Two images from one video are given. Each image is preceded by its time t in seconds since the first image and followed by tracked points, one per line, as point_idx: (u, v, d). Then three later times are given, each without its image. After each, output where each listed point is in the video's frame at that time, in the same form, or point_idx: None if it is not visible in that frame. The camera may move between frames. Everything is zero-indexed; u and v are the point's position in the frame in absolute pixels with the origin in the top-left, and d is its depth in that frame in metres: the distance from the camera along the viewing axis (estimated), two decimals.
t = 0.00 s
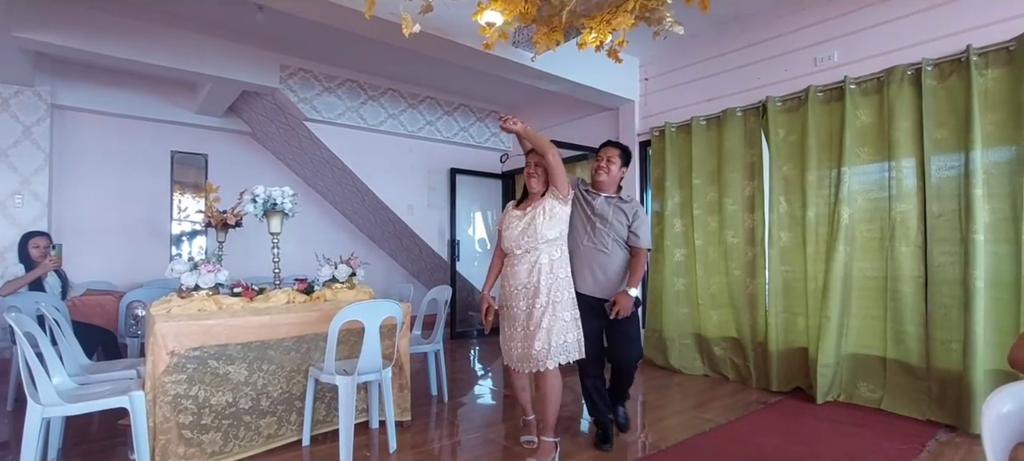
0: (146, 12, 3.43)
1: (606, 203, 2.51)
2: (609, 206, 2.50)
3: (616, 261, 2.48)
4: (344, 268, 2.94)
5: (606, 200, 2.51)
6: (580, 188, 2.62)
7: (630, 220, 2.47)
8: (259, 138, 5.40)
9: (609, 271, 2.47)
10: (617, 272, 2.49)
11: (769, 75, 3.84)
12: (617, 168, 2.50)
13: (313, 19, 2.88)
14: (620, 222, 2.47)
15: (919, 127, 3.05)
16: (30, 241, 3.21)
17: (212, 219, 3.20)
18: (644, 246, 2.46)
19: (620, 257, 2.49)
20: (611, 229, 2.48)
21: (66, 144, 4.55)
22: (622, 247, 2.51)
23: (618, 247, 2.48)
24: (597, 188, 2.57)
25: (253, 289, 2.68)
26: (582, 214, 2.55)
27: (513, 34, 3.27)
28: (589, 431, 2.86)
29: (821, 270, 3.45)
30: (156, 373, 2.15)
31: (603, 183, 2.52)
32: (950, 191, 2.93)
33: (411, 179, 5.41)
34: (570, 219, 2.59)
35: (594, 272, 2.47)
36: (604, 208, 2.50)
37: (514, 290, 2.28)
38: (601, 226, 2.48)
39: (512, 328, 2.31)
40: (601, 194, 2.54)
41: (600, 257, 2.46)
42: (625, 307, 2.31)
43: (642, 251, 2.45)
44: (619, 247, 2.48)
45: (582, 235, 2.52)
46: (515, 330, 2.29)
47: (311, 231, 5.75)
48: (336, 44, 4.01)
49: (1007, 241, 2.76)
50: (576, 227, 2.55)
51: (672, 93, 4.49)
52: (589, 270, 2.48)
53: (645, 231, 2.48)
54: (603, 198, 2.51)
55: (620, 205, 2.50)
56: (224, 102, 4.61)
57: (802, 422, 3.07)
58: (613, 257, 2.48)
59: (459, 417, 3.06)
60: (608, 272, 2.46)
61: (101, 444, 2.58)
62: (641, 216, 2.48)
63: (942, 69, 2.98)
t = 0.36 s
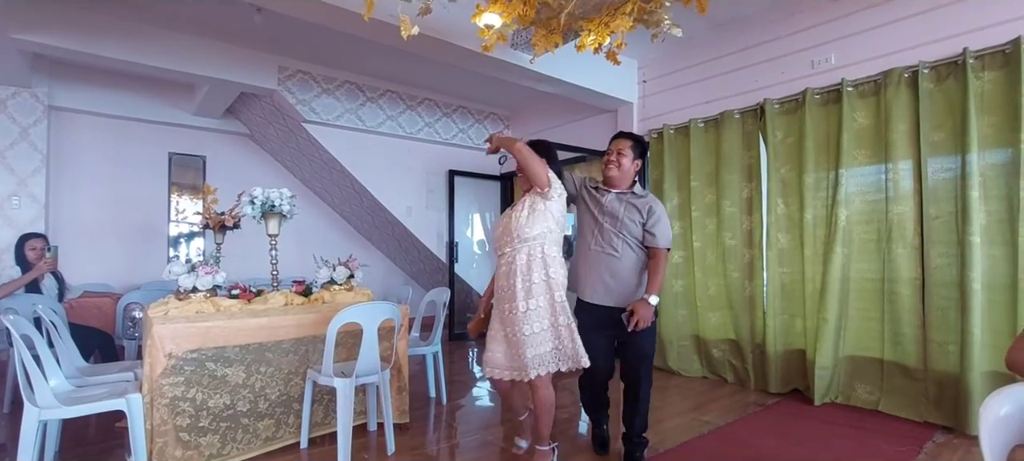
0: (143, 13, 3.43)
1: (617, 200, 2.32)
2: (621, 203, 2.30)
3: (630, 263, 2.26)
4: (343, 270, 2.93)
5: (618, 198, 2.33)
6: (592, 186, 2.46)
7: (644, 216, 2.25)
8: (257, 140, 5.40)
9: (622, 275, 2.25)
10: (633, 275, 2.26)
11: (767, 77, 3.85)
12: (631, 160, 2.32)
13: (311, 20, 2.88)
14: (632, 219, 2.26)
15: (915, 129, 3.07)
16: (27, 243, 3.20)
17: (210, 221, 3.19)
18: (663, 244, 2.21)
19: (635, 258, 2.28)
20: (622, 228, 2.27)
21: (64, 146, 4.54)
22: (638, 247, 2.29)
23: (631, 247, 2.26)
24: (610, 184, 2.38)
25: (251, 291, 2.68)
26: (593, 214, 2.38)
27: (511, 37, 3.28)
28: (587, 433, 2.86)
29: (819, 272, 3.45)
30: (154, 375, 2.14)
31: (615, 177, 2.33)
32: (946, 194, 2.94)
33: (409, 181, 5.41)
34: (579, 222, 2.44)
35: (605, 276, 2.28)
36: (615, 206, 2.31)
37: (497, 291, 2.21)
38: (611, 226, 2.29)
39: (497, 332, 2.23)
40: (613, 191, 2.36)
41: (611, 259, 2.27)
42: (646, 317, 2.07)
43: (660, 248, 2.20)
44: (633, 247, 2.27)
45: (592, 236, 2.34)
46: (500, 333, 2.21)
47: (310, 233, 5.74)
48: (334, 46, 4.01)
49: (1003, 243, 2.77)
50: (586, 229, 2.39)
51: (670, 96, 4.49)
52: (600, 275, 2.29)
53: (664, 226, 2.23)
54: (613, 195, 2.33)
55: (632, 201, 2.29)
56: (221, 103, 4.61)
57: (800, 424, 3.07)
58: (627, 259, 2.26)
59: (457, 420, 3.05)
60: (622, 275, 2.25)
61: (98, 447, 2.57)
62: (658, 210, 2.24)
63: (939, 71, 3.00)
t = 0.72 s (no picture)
0: (140, 16, 3.42)
1: (616, 196, 2.03)
2: (620, 197, 2.02)
3: (626, 263, 1.97)
4: (339, 273, 2.92)
5: (618, 190, 2.04)
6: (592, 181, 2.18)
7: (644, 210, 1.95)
8: (254, 143, 5.40)
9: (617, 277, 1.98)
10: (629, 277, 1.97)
11: (763, 81, 3.87)
12: (632, 148, 2.03)
13: (307, 24, 2.88)
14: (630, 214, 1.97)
15: (910, 133, 3.08)
16: (22, 247, 3.19)
17: (207, 224, 3.19)
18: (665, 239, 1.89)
19: (632, 260, 1.98)
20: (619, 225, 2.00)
21: (59, 149, 4.53)
22: (638, 246, 1.99)
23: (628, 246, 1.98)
24: (608, 176, 2.10)
25: (247, 294, 2.67)
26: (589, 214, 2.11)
27: (508, 40, 3.29)
28: (584, 436, 2.86)
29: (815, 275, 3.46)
30: (149, 379, 2.13)
31: (613, 167, 2.05)
32: (941, 196, 2.96)
33: (406, 184, 5.42)
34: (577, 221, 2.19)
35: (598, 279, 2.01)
36: (614, 202, 2.03)
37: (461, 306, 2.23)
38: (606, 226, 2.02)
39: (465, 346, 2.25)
40: (613, 183, 2.08)
41: (604, 260, 1.99)
42: (622, 315, 1.80)
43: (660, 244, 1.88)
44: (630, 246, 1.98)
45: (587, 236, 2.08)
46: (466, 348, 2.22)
47: (307, 236, 5.74)
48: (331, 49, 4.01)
49: (998, 246, 2.79)
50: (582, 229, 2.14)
51: (667, 99, 4.51)
52: (592, 279, 2.02)
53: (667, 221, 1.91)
54: (612, 189, 2.04)
55: (631, 194, 2.00)
56: (218, 106, 4.60)
57: (796, 427, 3.08)
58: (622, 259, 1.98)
59: (454, 423, 3.05)
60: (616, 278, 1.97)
61: (93, 451, 2.56)
62: (660, 203, 1.93)
63: (933, 75, 3.01)
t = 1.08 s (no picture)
0: (136, 18, 3.43)
1: (606, 188, 1.64)
2: (612, 189, 1.62)
3: (632, 271, 1.56)
4: (336, 275, 2.93)
5: (610, 182, 1.65)
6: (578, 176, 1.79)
7: (643, 201, 1.55)
8: (250, 145, 5.39)
9: (627, 290, 1.55)
10: (640, 287, 1.56)
11: (757, 84, 3.90)
12: (621, 133, 1.65)
13: (303, 27, 2.89)
14: (627, 208, 1.56)
15: (902, 135, 3.11)
16: (16, 249, 3.19)
17: (202, 226, 3.19)
18: (679, 236, 1.50)
19: (638, 265, 1.57)
20: (614, 224, 1.58)
21: (55, 151, 4.52)
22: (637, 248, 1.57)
23: (633, 248, 1.56)
24: (599, 167, 1.71)
25: (243, 296, 2.67)
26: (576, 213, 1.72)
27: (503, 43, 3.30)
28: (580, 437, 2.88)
29: (809, 276, 3.49)
30: (145, 381, 2.13)
31: (603, 158, 1.66)
32: (933, 198, 2.99)
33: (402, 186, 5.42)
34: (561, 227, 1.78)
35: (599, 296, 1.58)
36: (603, 196, 1.64)
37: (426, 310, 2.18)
38: (595, 226, 1.62)
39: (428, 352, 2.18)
40: (603, 175, 1.69)
41: (603, 271, 1.58)
42: (678, 343, 1.44)
43: (676, 243, 1.50)
44: (633, 248, 1.57)
45: (577, 243, 1.65)
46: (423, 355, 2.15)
47: (303, 238, 5.73)
48: (326, 51, 4.01)
49: (989, 247, 2.82)
50: (568, 235, 1.71)
51: (662, 101, 4.54)
52: (582, 294, 1.62)
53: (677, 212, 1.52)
54: (601, 181, 1.66)
55: (623, 183, 1.61)
56: (214, 108, 4.60)
57: (791, 427, 3.10)
58: (629, 266, 1.56)
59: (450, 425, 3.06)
60: (625, 292, 1.55)
61: (88, 454, 2.55)
62: (661, 190, 1.53)
63: (924, 78, 3.04)
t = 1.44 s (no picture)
0: (135, 19, 3.44)
1: (578, 176, 1.40)
2: (584, 178, 1.39)
3: (599, 273, 1.32)
4: (335, 274, 2.96)
5: (584, 169, 1.41)
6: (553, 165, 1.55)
7: (618, 189, 1.31)
8: (248, 144, 5.41)
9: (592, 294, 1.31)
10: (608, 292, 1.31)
11: (752, 84, 3.94)
12: (599, 109, 1.40)
13: (301, 28, 2.91)
14: (599, 198, 1.33)
15: (893, 135, 3.17)
16: (16, 250, 3.20)
17: (202, 226, 3.20)
18: (655, 231, 1.25)
19: (613, 266, 1.33)
20: (584, 217, 1.34)
21: (54, 151, 4.53)
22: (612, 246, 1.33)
23: (601, 245, 1.32)
24: (574, 151, 1.46)
25: (243, 295, 2.69)
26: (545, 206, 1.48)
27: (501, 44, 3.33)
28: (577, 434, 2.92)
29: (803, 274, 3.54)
30: (147, 379, 2.16)
31: (578, 139, 1.42)
32: (923, 196, 3.04)
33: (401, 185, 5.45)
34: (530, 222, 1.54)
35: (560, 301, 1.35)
36: (574, 185, 1.40)
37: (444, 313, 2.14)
38: (565, 220, 1.37)
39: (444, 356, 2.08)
40: (576, 160, 1.45)
41: (570, 273, 1.34)
42: (638, 358, 1.16)
43: (648, 237, 1.24)
44: (603, 245, 1.33)
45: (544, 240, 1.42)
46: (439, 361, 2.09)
47: (302, 237, 5.75)
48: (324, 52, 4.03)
49: (978, 245, 2.87)
50: (535, 232, 1.48)
51: (658, 101, 4.57)
52: (549, 300, 1.38)
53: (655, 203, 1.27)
54: (573, 168, 1.42)
55: (596, 170, 1.37)
56: (212, 108, 4.62)
57: (784, 422, 3.15)
58: (596, 266, 1.32)
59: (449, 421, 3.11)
60: (588, 295, 1.31)
61: (91, 452, 2.58)
62: (638, 175, 1.29)
63: (915, 79, 3.09)
